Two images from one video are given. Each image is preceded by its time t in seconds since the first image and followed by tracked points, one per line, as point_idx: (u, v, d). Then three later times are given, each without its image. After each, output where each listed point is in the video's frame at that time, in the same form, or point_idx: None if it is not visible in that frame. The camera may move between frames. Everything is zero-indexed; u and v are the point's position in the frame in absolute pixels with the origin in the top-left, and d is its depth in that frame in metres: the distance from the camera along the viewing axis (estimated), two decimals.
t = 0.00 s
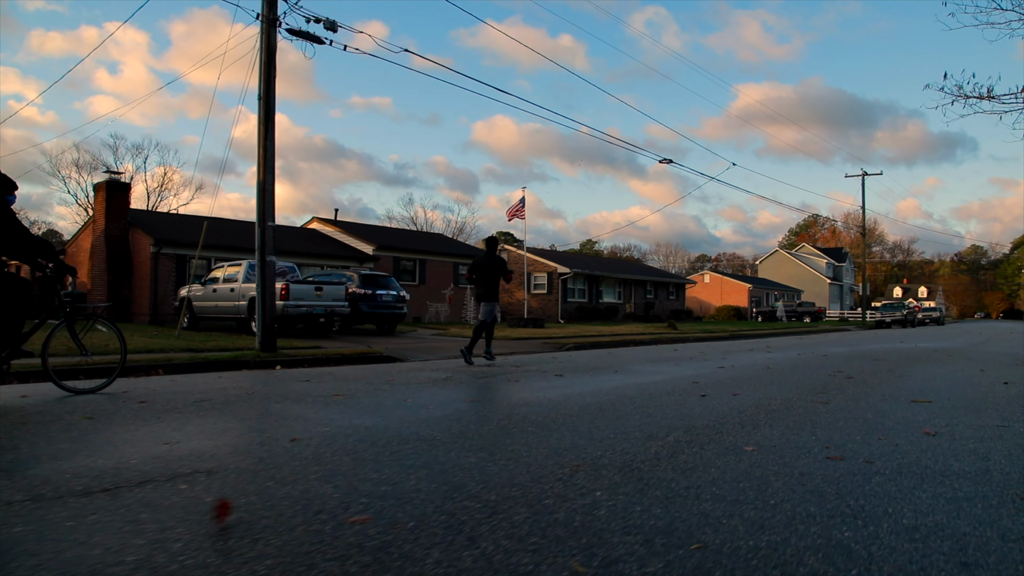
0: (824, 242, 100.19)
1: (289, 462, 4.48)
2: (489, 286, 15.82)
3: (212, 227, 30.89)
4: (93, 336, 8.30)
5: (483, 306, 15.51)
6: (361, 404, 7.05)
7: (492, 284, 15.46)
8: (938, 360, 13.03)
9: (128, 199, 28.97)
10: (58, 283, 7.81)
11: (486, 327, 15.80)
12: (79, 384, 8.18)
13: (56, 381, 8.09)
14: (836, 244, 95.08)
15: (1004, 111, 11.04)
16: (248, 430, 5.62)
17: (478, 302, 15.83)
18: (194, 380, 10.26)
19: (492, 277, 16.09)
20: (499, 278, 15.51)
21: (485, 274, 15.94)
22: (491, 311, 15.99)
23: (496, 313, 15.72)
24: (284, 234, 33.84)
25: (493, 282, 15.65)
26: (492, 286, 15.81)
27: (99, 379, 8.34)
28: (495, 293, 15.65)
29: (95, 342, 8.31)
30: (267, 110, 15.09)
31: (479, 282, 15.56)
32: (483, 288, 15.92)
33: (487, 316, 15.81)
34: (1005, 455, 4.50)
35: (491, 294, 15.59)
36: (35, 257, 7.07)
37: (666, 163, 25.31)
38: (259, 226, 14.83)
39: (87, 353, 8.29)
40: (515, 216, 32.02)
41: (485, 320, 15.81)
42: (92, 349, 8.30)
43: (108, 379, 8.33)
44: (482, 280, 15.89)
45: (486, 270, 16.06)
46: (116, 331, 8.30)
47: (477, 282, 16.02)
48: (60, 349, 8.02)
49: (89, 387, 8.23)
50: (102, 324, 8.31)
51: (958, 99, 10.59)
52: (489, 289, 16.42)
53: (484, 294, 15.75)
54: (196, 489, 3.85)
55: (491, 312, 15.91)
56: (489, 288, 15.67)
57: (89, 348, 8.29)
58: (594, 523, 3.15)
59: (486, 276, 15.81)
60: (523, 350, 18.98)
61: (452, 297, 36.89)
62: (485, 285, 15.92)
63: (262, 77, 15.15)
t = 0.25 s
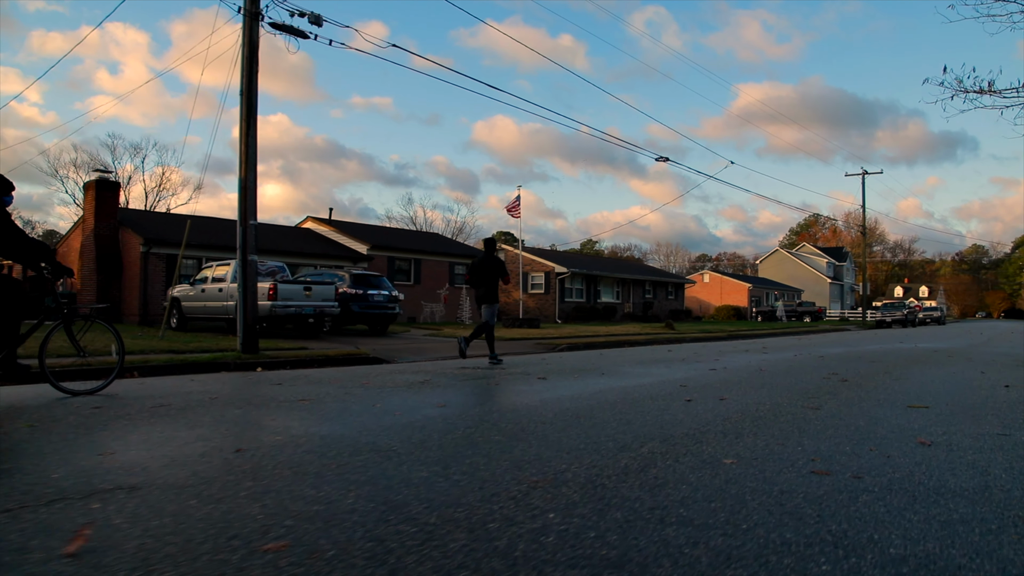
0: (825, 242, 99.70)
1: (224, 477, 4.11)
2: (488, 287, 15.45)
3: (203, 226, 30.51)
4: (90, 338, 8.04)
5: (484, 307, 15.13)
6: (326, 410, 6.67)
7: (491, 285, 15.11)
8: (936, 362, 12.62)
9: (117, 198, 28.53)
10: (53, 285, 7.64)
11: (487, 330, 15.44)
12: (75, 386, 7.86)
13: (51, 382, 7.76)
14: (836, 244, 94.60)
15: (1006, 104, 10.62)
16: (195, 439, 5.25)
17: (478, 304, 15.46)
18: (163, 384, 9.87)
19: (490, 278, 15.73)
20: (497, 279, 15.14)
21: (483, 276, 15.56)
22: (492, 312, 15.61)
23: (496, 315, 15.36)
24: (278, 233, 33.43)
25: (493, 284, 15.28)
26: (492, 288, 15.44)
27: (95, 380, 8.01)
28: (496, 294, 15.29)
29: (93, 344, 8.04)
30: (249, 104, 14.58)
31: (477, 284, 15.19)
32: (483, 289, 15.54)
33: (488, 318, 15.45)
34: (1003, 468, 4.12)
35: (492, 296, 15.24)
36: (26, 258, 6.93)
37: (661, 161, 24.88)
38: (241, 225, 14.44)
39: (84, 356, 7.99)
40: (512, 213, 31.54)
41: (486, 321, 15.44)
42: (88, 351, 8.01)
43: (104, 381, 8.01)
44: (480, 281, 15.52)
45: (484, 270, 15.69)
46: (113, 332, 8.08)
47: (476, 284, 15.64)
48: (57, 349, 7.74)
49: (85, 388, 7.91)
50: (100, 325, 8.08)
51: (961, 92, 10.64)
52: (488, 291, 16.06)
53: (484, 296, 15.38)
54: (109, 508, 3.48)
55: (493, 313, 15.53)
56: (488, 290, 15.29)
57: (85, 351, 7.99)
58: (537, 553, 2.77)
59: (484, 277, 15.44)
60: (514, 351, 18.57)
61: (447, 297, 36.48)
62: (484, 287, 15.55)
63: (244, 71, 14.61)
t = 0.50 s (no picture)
0: (825, 241, 99.20)
1: (147, 494, 3.75)
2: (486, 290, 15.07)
3: (194, 225, 30.13)
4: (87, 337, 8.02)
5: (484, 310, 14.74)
6: (286, 417, 6.29)
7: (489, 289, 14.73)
8: (935, 364, 12.22)
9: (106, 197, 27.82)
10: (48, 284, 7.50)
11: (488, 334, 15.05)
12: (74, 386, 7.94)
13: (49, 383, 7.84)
14: (836, 243, 94.15)
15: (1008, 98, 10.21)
16: (134, 449, 4.88)
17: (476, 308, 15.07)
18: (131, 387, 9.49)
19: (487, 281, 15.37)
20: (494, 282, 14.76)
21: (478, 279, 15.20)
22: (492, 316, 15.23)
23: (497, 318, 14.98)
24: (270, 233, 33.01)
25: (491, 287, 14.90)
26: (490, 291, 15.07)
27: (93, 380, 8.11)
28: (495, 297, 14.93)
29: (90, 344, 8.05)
30: (229, 99, 14.12)
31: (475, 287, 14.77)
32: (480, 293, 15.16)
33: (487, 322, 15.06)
34: (1003, 483, 3.75)
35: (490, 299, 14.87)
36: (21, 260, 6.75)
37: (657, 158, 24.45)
38: (221, 223, 14.06)
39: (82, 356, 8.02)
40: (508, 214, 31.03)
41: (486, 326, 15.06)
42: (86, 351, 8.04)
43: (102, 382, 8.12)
44: (477, 284, 15.14)
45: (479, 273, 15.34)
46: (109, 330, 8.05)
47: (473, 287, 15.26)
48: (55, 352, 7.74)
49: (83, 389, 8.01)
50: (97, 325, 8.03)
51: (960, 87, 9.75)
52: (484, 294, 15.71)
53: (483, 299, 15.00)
54: (5, 531, 3.13)
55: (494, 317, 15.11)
56: (486, 292, 14.91)
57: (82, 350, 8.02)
58: None
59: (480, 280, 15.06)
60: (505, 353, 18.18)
61: (442, 297, 36.06)
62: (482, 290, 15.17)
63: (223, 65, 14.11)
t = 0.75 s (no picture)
0: (826, 241, 98.77)
1: (54, 513, 3.38)
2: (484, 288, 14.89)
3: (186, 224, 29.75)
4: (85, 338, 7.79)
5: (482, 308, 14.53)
6: (242, 424, 5.91)
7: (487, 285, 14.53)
8: (933, 365, 11.86)
9: (96, 195, 27.49)
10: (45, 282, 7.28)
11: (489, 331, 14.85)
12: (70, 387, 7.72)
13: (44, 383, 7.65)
14: (837, 243, 93.71)
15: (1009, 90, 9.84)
16: (64, 460, 4.51)
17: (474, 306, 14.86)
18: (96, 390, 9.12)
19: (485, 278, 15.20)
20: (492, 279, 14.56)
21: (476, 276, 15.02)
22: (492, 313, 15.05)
23: (498, 314, 14.77)
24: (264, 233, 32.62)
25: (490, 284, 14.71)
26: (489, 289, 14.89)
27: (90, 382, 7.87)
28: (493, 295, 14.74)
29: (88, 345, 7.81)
30: (210, 93, 13.76)
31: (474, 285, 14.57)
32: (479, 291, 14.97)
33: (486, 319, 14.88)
34: (1002, 501, 3.39)
35: (489, 296, 14.69)
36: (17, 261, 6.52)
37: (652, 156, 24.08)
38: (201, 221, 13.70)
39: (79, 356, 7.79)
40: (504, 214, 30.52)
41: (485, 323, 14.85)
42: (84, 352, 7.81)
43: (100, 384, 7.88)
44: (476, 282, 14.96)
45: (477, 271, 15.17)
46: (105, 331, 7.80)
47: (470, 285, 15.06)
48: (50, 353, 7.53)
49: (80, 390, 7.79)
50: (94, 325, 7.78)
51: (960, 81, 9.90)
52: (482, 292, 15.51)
53: (481, 297, 14.80)
54: None
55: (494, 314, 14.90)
56: (484, 290, 14.71)
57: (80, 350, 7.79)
58: None
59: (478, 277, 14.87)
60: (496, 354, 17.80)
61: (437, 297, 35.69)
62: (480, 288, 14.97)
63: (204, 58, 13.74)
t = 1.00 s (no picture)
0: (826, 241, 98.31)
1: None
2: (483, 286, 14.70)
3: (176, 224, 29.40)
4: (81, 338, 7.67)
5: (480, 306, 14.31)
6: (192, 432, 5.55)
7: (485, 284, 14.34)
8: (932, 366, 11.49)
9: (84, 194, 27.15)
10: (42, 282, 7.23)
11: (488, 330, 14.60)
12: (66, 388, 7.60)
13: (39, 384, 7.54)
14: (837, 242, 93.29)
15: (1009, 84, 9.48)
16: None
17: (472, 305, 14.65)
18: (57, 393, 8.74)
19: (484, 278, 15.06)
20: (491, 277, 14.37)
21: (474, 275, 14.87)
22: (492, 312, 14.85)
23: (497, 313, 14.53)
24: (256, 232, 32.26)
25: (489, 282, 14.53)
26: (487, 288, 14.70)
27: (87, 383, 7.74)
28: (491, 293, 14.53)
29: (84, 346, 7.69)
30: (188, 89, 13.39)
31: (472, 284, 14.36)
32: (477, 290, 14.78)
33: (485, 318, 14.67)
34: (999, 523, 3.03)
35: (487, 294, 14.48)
36: (12, 260, 6.46)
37: (648, 154, 23.68)
38: (180, 219, 13.34)
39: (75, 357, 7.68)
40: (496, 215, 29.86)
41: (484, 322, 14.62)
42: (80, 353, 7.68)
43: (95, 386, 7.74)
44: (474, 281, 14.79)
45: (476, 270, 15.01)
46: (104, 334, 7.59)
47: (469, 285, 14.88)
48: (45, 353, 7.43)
49: (76, 391, 7.67)
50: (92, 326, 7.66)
51: (961, 75, 10.33)
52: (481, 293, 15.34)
53: (480, 295, 14.60)
54: None
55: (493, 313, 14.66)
56: (482, 289, 14.51)
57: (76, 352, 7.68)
58: None
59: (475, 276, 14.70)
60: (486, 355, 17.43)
61: (431, 297, 35.30)
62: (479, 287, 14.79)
63: (182, 54, 13.36)
